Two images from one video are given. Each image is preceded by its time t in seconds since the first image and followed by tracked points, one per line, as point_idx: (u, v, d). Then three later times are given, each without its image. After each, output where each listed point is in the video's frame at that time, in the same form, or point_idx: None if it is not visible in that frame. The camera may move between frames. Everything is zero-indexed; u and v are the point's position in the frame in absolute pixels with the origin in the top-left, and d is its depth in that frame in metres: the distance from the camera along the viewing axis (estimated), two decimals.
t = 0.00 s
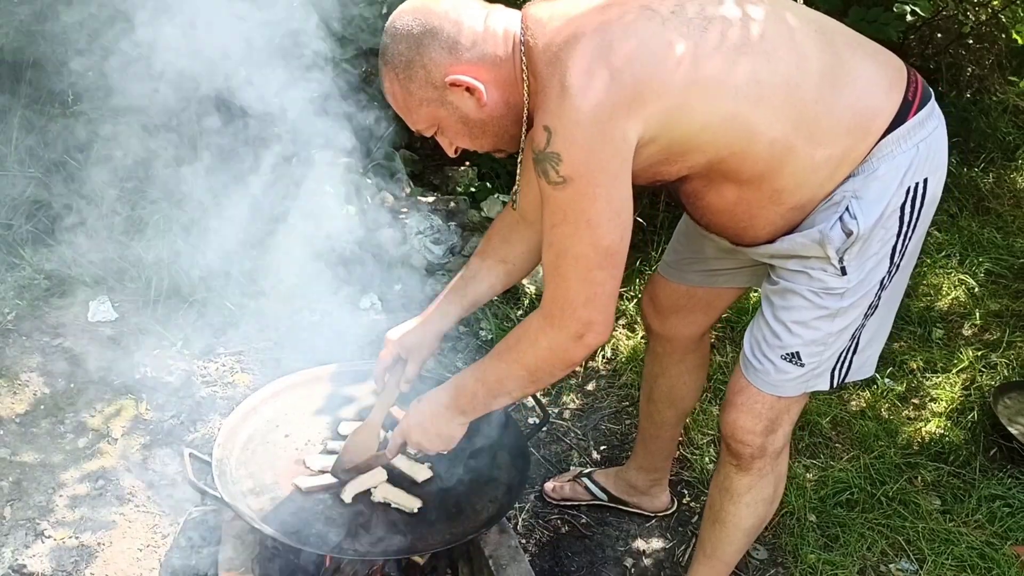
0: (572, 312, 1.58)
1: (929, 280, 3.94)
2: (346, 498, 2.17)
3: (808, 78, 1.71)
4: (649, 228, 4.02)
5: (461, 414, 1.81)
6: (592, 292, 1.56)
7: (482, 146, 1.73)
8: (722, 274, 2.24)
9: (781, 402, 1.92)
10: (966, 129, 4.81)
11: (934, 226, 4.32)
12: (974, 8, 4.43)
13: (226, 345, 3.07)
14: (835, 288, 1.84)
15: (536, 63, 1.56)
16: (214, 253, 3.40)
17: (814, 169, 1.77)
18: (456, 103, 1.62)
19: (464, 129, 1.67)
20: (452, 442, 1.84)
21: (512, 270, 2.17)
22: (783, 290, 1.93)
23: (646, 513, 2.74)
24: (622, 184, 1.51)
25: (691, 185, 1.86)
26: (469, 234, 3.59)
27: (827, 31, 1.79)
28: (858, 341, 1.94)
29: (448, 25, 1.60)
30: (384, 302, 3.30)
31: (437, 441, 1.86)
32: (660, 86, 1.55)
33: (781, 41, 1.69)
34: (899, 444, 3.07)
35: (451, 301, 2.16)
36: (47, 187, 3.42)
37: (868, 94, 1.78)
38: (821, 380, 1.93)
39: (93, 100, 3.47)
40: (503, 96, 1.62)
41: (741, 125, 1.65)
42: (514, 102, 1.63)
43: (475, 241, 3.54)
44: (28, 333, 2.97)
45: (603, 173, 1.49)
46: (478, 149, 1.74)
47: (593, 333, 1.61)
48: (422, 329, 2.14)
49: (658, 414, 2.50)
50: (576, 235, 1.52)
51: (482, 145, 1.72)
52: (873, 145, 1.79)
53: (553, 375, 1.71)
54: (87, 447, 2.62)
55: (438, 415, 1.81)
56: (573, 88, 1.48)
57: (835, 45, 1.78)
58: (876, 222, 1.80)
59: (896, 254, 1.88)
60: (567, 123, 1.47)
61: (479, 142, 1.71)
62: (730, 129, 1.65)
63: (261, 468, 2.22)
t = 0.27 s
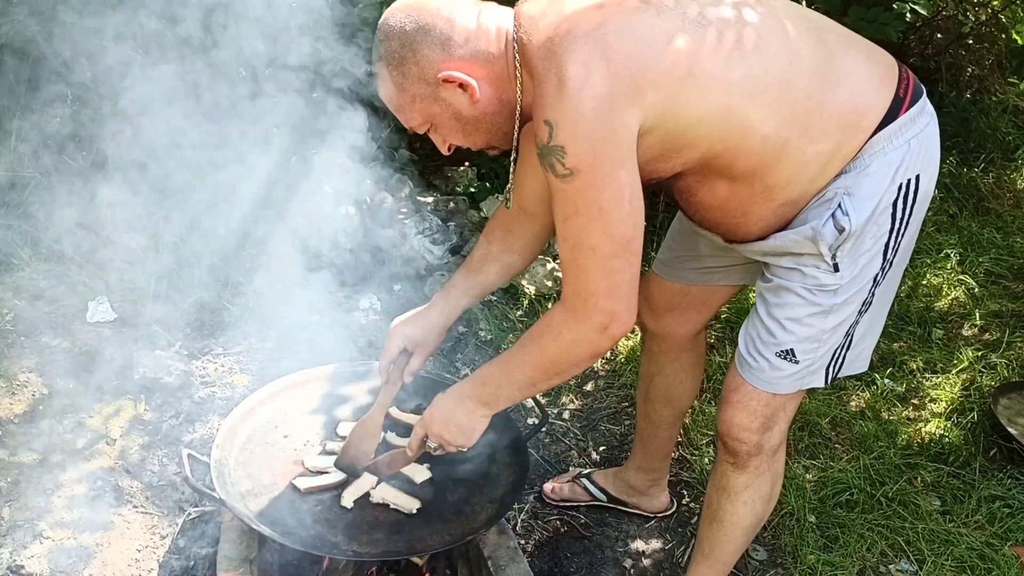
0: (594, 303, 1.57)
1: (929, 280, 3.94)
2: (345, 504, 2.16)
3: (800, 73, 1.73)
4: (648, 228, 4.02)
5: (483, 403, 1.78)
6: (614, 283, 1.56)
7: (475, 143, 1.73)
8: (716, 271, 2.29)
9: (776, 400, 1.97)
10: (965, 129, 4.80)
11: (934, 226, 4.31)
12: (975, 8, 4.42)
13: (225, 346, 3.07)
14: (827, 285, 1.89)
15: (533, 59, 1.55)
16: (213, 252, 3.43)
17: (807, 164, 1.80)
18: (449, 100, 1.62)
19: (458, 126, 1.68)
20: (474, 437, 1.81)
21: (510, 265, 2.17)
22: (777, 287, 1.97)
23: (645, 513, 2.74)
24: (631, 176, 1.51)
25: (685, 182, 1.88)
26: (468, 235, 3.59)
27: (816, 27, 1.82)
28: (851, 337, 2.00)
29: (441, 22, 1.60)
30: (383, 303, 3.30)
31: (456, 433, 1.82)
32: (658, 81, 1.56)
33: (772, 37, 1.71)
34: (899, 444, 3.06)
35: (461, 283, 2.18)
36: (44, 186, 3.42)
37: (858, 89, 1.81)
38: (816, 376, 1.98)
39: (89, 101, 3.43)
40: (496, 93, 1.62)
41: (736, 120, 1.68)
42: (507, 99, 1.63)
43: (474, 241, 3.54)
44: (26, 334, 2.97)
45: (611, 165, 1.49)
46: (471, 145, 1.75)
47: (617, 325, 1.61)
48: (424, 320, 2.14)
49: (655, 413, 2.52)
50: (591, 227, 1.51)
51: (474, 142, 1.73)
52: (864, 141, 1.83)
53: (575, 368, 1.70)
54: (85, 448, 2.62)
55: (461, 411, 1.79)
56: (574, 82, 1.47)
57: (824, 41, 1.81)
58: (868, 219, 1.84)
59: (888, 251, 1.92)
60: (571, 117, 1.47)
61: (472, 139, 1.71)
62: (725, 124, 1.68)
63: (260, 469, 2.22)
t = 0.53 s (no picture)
0: (546, 310, 1.60)
1: (929, 281, 3.93)
2: (344, 509, 2.15)
3: (797, 78, 1.73)
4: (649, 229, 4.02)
5: (432, 415, 1.77)
6: (570, 293, 1.58)
7: (474, 151, 1.73)
8: (715, 270, 2.28)
9: (778, 399, 1.97)
10: (966, 130, 4.80)
11: (935, 227, 4.31)
12: (974, 8, 4.42)
13: (225, 347, 3.06)
14: (828, 284, 1.88)
15: (528, 66, 1.56)
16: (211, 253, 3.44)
17: (804, 167, 1.80)
18: (447, 107, 1.62)
19: (456, 133, 1.67)
20: (426, 445, 1.79)
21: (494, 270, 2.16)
22: (778, 286, 1.97)
23: (645, 515, 2.74)
24: (610, 185, 1.53)
25: (684, 185, 1.88)
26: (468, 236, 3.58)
27: (816, 31, 1.81)
28: (851, 337, 2.00)
29: (439, 29, 1.60)
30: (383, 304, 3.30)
31: (409, 444, 1.80)
32: (651, 88, 1.56)
33: (770, 42, 1.71)
34: (900, 445, 3.05)
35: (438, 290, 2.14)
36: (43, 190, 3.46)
37: (857, 93, 1.81)
38: (817, 376, 1.98)
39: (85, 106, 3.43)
40: (494, 99, 1.62)
41: (732, 125, 1.68)
42: (505, 105, 1.63)
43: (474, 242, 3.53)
44: (25, 336, 2.97)
45: (592, 173, 1.51)
46: (470, 153, 1.74)
47: (567, 332, 1.64)
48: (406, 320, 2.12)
49: (655, 413, 2.52)
50: (558, 235, 1.53)
51: (473, 149, 1.72)
52: (863, 142, 1.82)
53: (526, 376, 1.72)
54: (84, 449, 2.61)
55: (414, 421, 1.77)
56: (564, 91, 1.49)
57: (823, 44, 1.80)
58: (868, 218, 1.84)
59: (888, 250, 1.92)
60: (558, 125, 1.49)
61: (471, 147, 1.71)
62: (721, 129, 1.68)
63: (259, 471, 2.21)
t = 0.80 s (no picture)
0: (534, 307, 1.61)
1: (929, 282, 3.93)
2: (344, 512, 2.15)
3: (794, 78, 1.73)
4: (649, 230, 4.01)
5: (420, 411, 1.78)
6: (558, 291, 1.59)
7: (471, 150, 1.73)
8: (715, 271, 2.28)
9: (775, 402, 1.97)
10: (966, 130, 4.80)
11: (935, 228, 4.31)
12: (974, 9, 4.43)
13: (224, 348, 3.06)
14: (826, 286, 1.88)
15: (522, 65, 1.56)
16: (212, 255, 3.42)
17: (801, 166, 1.80)
18: (443, 105, 1.63)
19: (453, 131, 1.68)
20: (412, 441, 1.81)
21: (490, 274, 2.12)
22: (775, 288, 1.97)
23: (645, 517, 2.73)
24: (599, 185, 1.54)
25: (682, 185, 1.87)
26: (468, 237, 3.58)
27: (814, 30, 1.80)
28: (850, 339, 1.99)
29: (436, 27, 1.61)
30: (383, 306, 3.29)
31: (396, 441, 1.82)
32: (646, 87, 1.56)
33: (767, 41, 1.71)
34: (900, 447, 3.05)
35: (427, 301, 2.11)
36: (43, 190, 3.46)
37: (855, 93, 1.81)
38: (815, 378, 1.98)
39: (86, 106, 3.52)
40: (490, 97, 1.61)
41: (728, 124, 1.68)
42: (501, 103, 1.62)
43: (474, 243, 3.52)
44: (25, 337, 2.97)
45: (581, 172, 1.52)
46: (468, 151, 1.74)
47: (554, 331, 1.64)
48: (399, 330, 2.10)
49: (654, 415, 2.52)
50: (548, 233, 1.54)
51: (470, 148, 1.72)
52: (860, 142, 1.82)
53: (515, 374, 1.73)
54: (83, 450, 2.61)
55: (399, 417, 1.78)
56: (557, 90, 1.49)
57: (821, 44, 1.80)
58: (866, 220, 1.83)
59: (886, 251, 1.92)
60: (550, 124, 1.50)
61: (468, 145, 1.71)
62: (717, 128, 1.67)
63: (258, 472, 2.21)
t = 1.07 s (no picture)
0: (535, 308, 1.60)
1: (930, 283, 3.92)
2: (344, 515, 2.15)
3: (793, 77, 1.72)
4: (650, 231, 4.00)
5: (422, 413, 1.78)
6: (559, 291, 1.58)
7: (469, 149, 1.73)
8: (714, 272, 2.27)
9: (775, 404, 1.97)
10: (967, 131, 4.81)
11: (936, 230, 4.30)
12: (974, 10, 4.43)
13: (224, 350, 3.05)
14: (825, 287, 1.88)
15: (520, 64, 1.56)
16: (211, 256, 3.41)
17: (800, 166, 1.79)
18: (441, 104, 1.63)
19: (450, 130, 1.68)
20: (413, 444, 1.80)
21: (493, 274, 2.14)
22: (774, 290, 1.97)
23: (647, 519, 2.72)
24: (599, 185, 1.53)
25: (681, 184, 1.87)
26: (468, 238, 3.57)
27: (813, 30, 1.80)
28: (851, 340, 1.98)
29: (434, 26, 1.61)
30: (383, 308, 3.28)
31: (396, 442, 1.81)
32: (645, 86, 1.56)
33: (767, 41, 1.70)
34: (902, 449, 3.04)
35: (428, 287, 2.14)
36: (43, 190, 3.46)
37: (853, 93, 1.80)
38: (816, 379, 1.97)
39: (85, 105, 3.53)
40: (489, 97, 1.62)
41: (728, 123, 1.67)
42: (499, 102, 1.62)
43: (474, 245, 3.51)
44: (24, 339, 2.96)
45: (582, 172, 1.51)
46: (466, 150, 1.74)
47: (556, 331, 1.64)
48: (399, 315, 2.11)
49: (655, 417, 2.51)
50: (550, 233, 1.54)
51: (468, 147, 1.72)
52: (859, 142, 1.82)
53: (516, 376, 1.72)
54: (82, 453, 2.60)
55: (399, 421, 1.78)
56: (557, 89, 1.48)
57: (820, 44, 1.79)
58: (864, 220, 1.83)
59: (886, 252, 1.91)
60: (550, 123, 1.49)
61: (466, 144, 1.71)
62: (717, 127, 1.67)
63: (258, 475, 2.20)
